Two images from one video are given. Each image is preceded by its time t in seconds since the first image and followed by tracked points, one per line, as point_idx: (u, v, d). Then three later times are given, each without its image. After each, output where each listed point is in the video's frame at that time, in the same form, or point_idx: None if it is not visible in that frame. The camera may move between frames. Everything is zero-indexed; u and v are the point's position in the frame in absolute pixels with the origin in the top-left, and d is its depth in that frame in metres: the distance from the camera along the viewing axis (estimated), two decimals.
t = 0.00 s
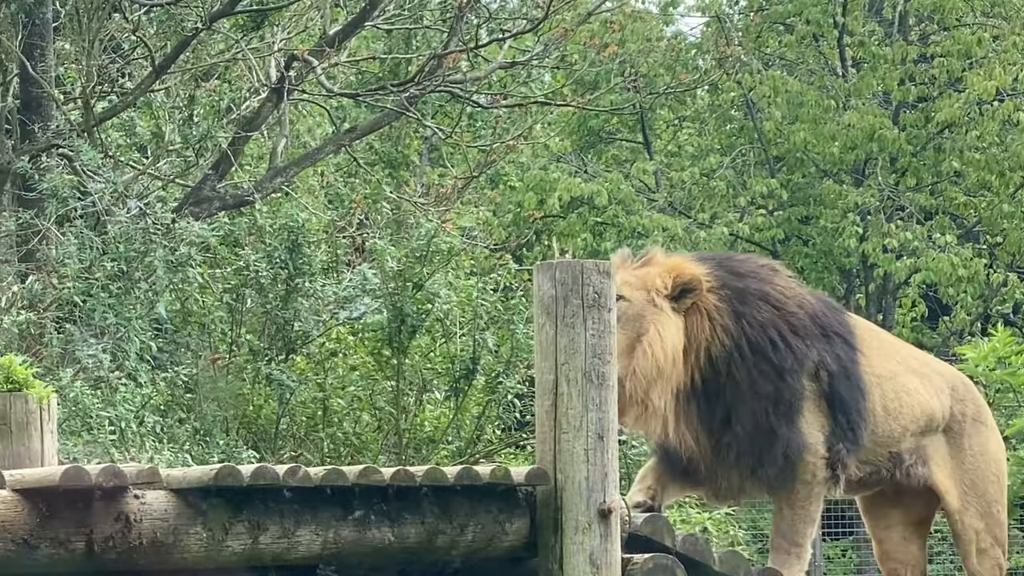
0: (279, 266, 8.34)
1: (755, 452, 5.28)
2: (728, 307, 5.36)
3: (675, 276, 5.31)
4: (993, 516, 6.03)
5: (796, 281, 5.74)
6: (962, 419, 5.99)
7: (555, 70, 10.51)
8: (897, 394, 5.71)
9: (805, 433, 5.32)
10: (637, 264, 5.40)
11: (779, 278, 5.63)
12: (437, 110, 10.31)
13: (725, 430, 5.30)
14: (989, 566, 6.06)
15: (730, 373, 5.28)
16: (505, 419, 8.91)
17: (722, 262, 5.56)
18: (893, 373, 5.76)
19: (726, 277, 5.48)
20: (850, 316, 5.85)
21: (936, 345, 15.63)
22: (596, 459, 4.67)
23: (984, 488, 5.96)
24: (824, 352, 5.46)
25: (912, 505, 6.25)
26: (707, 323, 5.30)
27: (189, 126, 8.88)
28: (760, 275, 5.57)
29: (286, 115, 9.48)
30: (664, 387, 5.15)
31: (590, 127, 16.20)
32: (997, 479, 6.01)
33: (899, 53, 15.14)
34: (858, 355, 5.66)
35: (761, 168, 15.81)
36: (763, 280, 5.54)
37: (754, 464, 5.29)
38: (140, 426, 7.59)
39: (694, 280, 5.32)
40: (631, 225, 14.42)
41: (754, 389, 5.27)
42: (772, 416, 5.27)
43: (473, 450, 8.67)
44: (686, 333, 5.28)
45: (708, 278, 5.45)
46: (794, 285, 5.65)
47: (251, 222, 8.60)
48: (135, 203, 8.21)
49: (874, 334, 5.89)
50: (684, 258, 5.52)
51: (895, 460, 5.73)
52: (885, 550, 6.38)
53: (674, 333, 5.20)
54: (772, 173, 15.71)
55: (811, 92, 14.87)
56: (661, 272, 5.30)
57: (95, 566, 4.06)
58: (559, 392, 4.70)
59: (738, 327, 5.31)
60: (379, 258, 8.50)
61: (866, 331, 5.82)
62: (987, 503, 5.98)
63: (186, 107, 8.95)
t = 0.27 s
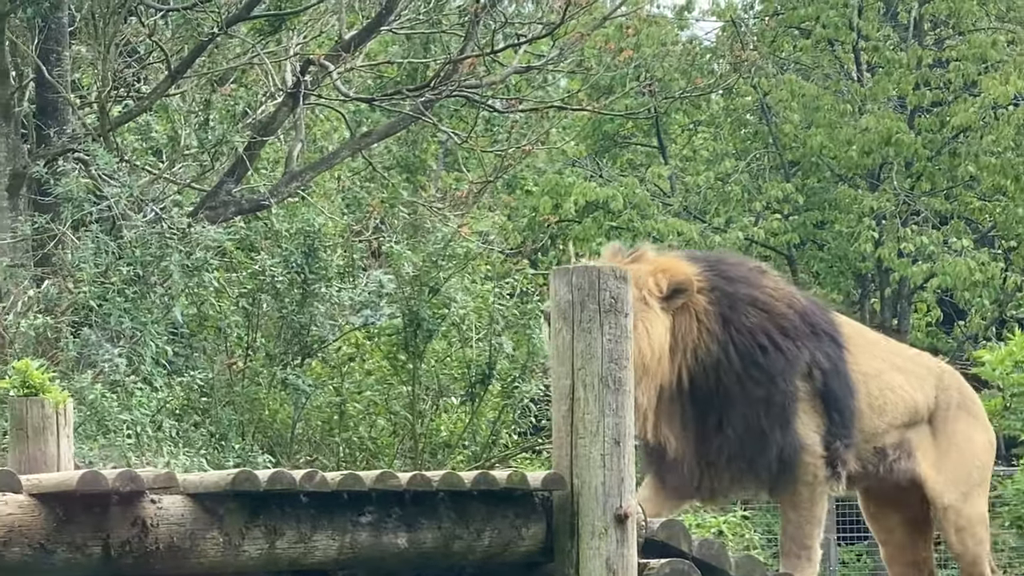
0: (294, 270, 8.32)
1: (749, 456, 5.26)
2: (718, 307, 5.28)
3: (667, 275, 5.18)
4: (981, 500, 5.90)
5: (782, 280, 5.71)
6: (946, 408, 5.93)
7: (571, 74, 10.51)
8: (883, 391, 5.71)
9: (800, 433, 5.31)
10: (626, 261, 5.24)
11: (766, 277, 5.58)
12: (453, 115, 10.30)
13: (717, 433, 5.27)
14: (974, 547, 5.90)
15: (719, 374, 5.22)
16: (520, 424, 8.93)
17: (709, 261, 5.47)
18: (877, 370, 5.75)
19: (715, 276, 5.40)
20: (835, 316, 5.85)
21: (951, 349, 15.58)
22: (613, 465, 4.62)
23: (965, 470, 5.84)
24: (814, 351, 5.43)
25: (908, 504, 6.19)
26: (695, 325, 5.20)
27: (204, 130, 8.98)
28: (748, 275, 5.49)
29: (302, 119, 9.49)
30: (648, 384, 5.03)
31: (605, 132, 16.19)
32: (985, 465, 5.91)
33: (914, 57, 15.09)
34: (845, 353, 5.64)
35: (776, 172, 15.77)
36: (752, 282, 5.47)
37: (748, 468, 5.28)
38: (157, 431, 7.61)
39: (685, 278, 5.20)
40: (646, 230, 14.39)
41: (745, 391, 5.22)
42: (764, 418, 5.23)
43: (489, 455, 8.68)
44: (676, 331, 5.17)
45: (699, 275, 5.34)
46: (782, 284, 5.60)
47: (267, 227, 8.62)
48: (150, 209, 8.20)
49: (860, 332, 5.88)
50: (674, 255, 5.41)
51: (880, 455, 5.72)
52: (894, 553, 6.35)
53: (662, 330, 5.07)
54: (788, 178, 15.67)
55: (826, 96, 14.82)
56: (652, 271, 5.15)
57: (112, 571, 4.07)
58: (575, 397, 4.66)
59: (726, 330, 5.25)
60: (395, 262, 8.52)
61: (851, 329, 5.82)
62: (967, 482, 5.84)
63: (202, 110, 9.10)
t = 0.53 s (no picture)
0: (315, 273, 8.36)
1: (732, 443, 5.10)
2: (700, 291, 5.09)
3: (650, 247, 5.10)
4: (964, 478, 5.58)
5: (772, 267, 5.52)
6: (933, 389, 5.66)
7: (591, 77, 10.51)
8: (870, 377, 5.47)
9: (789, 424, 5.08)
10: (611, 235, 5.25)
11: (752, 264, 5.40)
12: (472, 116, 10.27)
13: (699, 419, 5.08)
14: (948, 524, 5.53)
15: (700, 361, 5.02)
16: (540, 427, 8.93)
17: (697, 241, 5.31)
18: (863, 355, 5.51)
19: (701, 257, 5.22)
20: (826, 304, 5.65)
21: (970, 351, 15.52)
22: (634, 468, 4.55)
23: (943, 443, 5.53)
24: (801, 339, 5.20)
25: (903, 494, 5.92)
26: (675, 308, 5.03)
27: (223, 133, 8.97)
28: (735, 262, 5.31)
29: (321, 122, 9.49)
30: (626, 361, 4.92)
31: (623, 134, 16.15)
32: (972, 444, 5.60)
33: (933, 58, 15.01)
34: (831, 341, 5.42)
35: (795, 175, 15.67)
36: (738, 270, 5.28)
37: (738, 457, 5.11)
38: (175, 433, 7.58)
39: (667, 254, 5.09)
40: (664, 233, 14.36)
41: (726, 380, 5.03)
42: (747, 408, 5.04)
43: (508, 458, 8.70)
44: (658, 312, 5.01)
45: (684, 252, 5.18)
46: (771, 271, 5.42)
47: (286, 230, 8.67)
48: (168, 212, 8.20)
49: (853, 321, 5.66)
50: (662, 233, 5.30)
51: (863, 440, 5.47)
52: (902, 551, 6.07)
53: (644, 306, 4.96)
54: (806, 180, 15.62)
55: (844, 98, 14.75)
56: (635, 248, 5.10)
57: (134, 573, 4.06)
58: (596, 399, 4.59)
59: (708, 315, 5.07)
60: (414, 264, 8.42)
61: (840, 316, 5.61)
62: (944, 455, 5.52)
63: (221, 112, 9.07)
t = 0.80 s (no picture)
0: (335, 275, 8.35)
1: (706, 425, 4.98)
2: (682, 271, 5.11)
3: (626, 223, 5.17)
4: (956, 480, 5.43)
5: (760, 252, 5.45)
6: (931, 387, 5.44)
7: (611, 79, 10.48)
8: (858, 371, 5.33)
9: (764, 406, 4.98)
10: (589, 216, 5.32)
11: (738, 248, 5.35)
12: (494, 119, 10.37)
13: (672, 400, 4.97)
14: (934, 528, 5.41)
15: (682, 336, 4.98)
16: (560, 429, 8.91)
17: (680, 224, 5.30)
18: (852, 347, 5.37)
19: (683, 239, 5.21)
20: (816, 290, 5.48)
21: (991, 354, 15.44)
22: (657, 471, 4.53)
23: (934, 447, 5.37)
24: (780, 330, 5.16)
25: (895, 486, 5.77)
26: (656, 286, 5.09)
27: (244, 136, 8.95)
28: (718, 244, 5.27)
29: (341, 124, 9.49)
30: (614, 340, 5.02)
31: (643, 137, 16.12)
32: (966, 446, 5.42)
33: (953, 60, 14.95)
34: (818, 330, 5.31)
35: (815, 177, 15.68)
36: (722, 252, 5.25)
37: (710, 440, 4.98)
38: (197, 436, 7.58)
39: (646, 231, 5.16)
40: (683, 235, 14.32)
41: (705, 360, 4.97)
42: (723, 386, 4.95)
43: (529, 460, 8.62)
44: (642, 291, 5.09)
45: (665, 231, 5.22)
46: (757, 254, 5.38)
47: (305, 232, 8.67)
48: (188, 215, 8.20)
49: (846, 309, 5.51)
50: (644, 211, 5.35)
51: (851, 436, 5.35)
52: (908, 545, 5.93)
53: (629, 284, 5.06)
54: (826, 182, 15.57)
55: (864, 100, 14.68)
56: (613, 230, 5.15)
57: None
58: (619, 402, 4.56)
59: (689, 294, 5.05)
60: (435, 267, 8.48)
61: (832, 305, 5.44)
62: (935, 459, 5.37)
63: (243, 115, 9.13)
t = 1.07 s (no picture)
0: (356, 281, 8.31)
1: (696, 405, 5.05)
2: (677, 255, 5.19)
3: (616, 213, 5.22)
4: (967, 481, 5.27)
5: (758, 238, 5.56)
6: (936, 386, 5.37)
7: (633, 84, 10.49)
8: (856, 363, 5.34)
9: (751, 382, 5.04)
10: (576, 210, 5.32)
11: (734, 229, 5.46)
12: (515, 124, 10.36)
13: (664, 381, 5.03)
14: (951, 532, 5.25)
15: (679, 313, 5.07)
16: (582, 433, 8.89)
17: (670, 210, 5.38)
18: (849, 341, 5.39)
19: (675, 222, 5.32)
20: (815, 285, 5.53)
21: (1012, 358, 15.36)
22: (681, 475, 4.50)
23: (943, 449, 5.23)
24: (770, 312, 5.23)
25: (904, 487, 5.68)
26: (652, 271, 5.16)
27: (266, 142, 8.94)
28: (710, 226, 5.37)
29: (362, 130, 9.51)
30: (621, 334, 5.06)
31: (663, 141, 16.10)
32: (976, 443, 5.28)
33: (974, 64, 14.87)
34: (813, 320, 5.35)
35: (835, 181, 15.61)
36: (716, 229, 5.36)
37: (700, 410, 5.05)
38: (219, 442, 7.60)
39: (637, 219, 5.22)
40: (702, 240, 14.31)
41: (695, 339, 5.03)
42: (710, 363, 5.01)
43: (551, 464, 8.61)
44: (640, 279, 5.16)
45: (655, 219, 5.30)
46: (751, 238, 5.46)
47: (327, 238, 8.69)
48: (208, 220, 8.22)
49: (843, 304, 5.54)
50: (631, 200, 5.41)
51: (854, 435, 5.34)
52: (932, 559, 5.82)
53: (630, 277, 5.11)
54: (847, 186, 15.53)
55: (884, 104, 14.64)
56: (604, 220, 5.20)
57: None
58: (642, 407, 4.53)
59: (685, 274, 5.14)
60: (456, 272, 8.43)
61: (829, 300, 5.48)
62: (945, 461, 5.23)
63: (264, 120, 9.13)
